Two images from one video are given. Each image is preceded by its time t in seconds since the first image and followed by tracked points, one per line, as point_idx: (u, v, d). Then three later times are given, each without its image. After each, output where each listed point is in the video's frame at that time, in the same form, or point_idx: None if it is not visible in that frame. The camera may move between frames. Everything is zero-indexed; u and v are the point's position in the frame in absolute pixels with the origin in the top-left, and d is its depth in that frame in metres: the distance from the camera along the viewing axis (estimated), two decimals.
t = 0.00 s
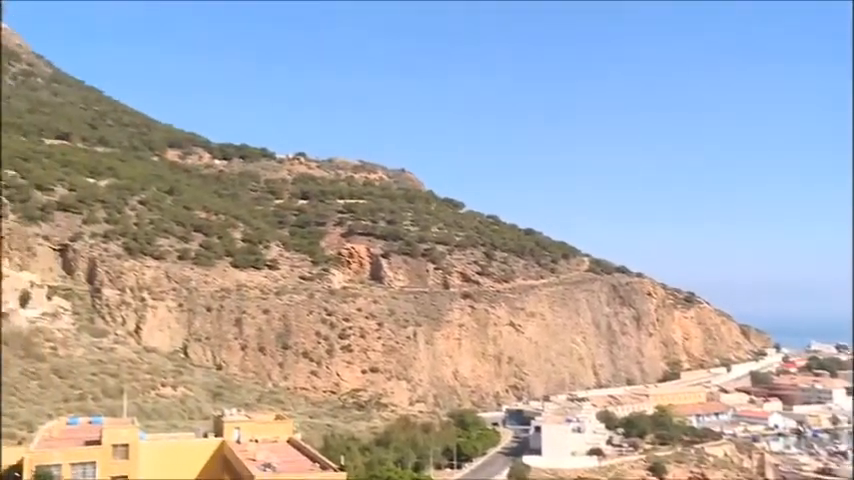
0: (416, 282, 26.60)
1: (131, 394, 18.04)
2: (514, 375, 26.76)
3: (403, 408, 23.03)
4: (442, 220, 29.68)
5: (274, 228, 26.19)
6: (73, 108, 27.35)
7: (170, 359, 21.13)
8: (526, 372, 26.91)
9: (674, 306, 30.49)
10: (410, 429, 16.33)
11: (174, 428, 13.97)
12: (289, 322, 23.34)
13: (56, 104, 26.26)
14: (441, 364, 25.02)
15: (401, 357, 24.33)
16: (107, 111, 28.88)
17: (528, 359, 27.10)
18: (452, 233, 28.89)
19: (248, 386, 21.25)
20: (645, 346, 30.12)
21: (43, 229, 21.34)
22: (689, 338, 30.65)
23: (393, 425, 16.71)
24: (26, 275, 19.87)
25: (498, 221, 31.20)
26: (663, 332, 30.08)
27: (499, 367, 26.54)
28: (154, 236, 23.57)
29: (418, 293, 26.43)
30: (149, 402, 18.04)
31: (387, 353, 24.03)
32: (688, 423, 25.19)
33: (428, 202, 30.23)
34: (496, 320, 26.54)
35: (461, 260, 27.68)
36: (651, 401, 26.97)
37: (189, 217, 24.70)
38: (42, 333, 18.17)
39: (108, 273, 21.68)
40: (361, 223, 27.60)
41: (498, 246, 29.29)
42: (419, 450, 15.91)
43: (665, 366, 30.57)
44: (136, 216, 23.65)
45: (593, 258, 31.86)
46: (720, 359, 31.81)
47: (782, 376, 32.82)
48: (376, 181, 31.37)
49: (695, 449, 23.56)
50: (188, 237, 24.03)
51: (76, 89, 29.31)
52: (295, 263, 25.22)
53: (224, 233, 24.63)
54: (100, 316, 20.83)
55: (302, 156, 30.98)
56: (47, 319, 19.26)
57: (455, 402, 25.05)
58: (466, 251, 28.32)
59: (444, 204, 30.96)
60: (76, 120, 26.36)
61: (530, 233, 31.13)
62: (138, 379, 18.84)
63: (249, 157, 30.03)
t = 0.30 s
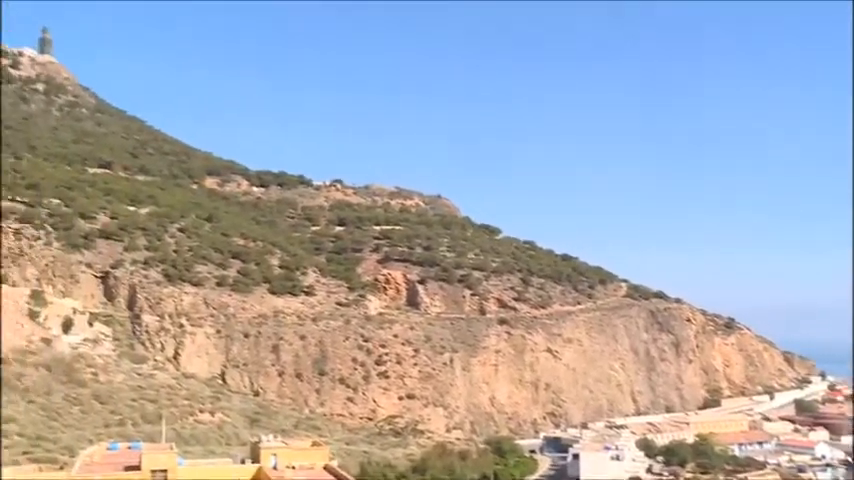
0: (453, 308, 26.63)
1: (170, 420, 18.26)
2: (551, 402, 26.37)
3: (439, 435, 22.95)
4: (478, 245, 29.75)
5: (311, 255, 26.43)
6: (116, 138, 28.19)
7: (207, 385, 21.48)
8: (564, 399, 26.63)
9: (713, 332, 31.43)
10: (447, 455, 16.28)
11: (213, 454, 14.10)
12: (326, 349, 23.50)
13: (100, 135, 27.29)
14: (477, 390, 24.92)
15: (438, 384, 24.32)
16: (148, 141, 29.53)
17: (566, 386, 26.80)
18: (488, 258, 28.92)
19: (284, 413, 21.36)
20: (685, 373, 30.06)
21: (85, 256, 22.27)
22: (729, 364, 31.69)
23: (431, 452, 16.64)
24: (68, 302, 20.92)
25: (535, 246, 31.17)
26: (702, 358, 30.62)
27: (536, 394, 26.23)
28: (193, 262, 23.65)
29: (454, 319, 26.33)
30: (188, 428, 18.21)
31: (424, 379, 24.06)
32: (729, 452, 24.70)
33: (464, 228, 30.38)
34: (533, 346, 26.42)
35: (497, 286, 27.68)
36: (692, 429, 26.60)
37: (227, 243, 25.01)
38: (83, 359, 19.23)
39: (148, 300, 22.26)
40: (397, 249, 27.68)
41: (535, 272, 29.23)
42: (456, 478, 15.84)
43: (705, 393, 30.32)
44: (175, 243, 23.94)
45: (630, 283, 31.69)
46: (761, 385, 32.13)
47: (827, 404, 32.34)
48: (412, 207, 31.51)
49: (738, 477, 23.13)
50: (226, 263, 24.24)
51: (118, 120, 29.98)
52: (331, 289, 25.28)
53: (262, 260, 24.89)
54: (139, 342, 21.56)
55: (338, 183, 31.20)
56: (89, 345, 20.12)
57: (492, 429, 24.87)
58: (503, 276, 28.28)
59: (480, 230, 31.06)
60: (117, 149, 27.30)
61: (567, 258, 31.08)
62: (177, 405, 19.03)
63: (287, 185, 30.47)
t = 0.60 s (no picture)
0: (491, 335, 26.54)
1: (208, 447, 18.35)
2: (591, 429, 26.07)
3: (477, 463, 22.84)
4: (516, 271, 29.72)
5: (348, 282, 26.58)
6: (157, 169, 28.76)
7: (246, 411, 21.64)
8: (603, 426, 26.28)
9: (756, 360, 31.26)
10: None
11: None
12: (363, 375, 23.50)
13: (141, 166, 28.47)
14: (516, 418, 24.77)
15: (476, 412, 24.19)
16: (188, 170, 30.05)
17: (606, 413, 26.52)
18: (525, 285, 28.84)
19: (322, 440, 21.38)
20: (728, 401, 29.66)
21: (127, 283, 22.57)
22: (774, 392, 31.41)
23: None
24: (111, 330, 21.52)
25: (572, 272, 31.01)
26: (745, 385, 30.27)
27: (575, 421, 25.95)
28: (232, 289, 24.00)
29: (493, 346, 26.22)
30: (226, 454, 18.31)
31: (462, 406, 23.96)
32: None
33: (501, 255, 30.41)
34: (572, 373, 26.22)
35: (535, 313, 27.58)
36: (736, 457, 26.03)
37: (266, 271, 25.26)
38: (124, 385, 19.87)
39: (188, 327, 22.37)
40: (434, 275, 27.70)
41: (573, 298, 29.11)
42: None
43: (749, 421, 29.86)
44: (215, 270, 24.37)
45: (670, 310, 31.39)
46: (808, 414, 31.62)
47: None
48: (449, 234, 31.58)
49: None
50: (264, 290, 24.53)
51: (160, 151, 30.53)
52: (369, 317, 25.39)
53: (299, 287, 25.13)
54: (179, 369, 21.76)
55: (376, 210, 31.36)
56: (130, 371, 20.68)
57: (531, 456, 24.63)
58: (541, 303, 28.17)
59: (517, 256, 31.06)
60: (159, 179, 28.12)
61: (605, 284, 30.91)
62: (216, 431, 19.15)
63: (326, 213, 30.77)
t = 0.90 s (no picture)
0: (520, 351, 26.46)
1: (239, 463, 18.45)
2: (622, 446, 25.79)
3: None
4: (545, 287, 29.64)
5: (378, 298, 26.67)
6: (188, 187, 29.11)
7: (276, 427, 21.74)
8: (635, 443, 26.00)
9: (791, 377, 31.04)
10: None
11: None
12: (392, 391, 23.58)
13: (173, 184, 28.80)
14: (546, 434, 24.66)
15: (506, 428, 24.16)
16: (218, 188, 30.36)
17: (637, 430, 26.27)
18: (555, 300, 28.73)
19: (352, 456, 21.40)
20: (762, 418, 29.36)
21: (158, 300, 22.78)
22: (809, 409, 31.14)
23: None
24: (142, 346, 21.65)
25: (602, 288, 30.88)
26: (779, 402, 29.97)
27: (606, 438, 25.68)
28: (262, 306, 24.17)
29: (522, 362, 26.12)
30: (256, 470, 18.39)
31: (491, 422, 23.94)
32: None
33: (530, 271, 30.36)
34: (603, 389, 26.05)
35: (565, 329, 27.47)
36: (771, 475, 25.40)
37: (295, 287, 25.38)
38: (156, 401, 20.07)
39: (218, 344, 22.58)
40: (464, 291, 27.68)
41: (602, 313, 28.92)
42: None
43: (784, 439, 29.51)
44: (245, 287, 24.53)
45: (701, 325, 31.11)
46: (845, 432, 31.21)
47: None
48: (478, 250, 31.62)
49: None
50: (294, 307, 24.66)
51: (191, 169, 30.88)
52: (398, 333, 25.42)
53: (328, 303, 25.22)
54: (209, 385, 21.85)
55: (405, 227, 31.44)
56: (161, 388, 20.83)
57: (562, 473, 24.44)
58: (570, 319, 28.03)
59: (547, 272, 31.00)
60: (190, 196, 28.42)
61: (635, 300, 30.73)
62: (245, 447, 19.23)
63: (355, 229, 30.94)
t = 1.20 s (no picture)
0: (551, 368, 26.37)
1: None
2: (655, 464, 25.32)
3: None
4: (576, 303, 29.47)
5: (408, 315, 26.71)
6: (220, 206, 29.39)
7: (306, 444, 21.64)
8: (668, 461, 25.43)
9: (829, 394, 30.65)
10: None
11: None
12: (423, 408, 23.70)
13: (205, 202, 29.08)
14: (578, 452, 24.48)
15: (537, 445, 24.09)
16: (250, 205, 30.61)
17: (670, 448, 25.84)
18: (586, 317, 28.47)
19: (383, 473, 21.40)
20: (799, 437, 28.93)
21: (190, 318, 22.98)
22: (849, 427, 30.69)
23: None
24: (174, 363, 21.86)
25: (634, 305, 30.67)
26: (816, 421, 29.56)
27: (638, 456, 25.32)
28: (293, 324, 24.29)
29: (554, 379, 25.95)
30: None
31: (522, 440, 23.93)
32: None
33: (561, 289, 30.26)
34: (635, 407, 25.86)
35: (596, 345, 27.28)
36: None
37: (326, 304, 25.47)
38: (188, 419, 20.29)
39: (249, 361, 22.84)
40: (494, 308, 27.60)
41: (634, 330, 28.65)
42: None
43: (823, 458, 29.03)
44: (276, 304, 24.74)
45: (735, 342, 30.73)
46: None
47: None
48: (508, 267, 31.61)
49: None
50: (324, 324, 24.75)
51: (223, 187, 31.19)
52: (428, 350, 25.48)
53: (359, 320, 25.21)
54: (240, 402, 21.90)
55: (435, 243, 31.47)
56: (192, 405, 20.98)
57: None
58: (602, 336, 27.83)
59: (576, 288, 30.88)
60: (221, 214, 28.71)
61: (667, 317, 30.47)
62: (277, 465, 19.31)
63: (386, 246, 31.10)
